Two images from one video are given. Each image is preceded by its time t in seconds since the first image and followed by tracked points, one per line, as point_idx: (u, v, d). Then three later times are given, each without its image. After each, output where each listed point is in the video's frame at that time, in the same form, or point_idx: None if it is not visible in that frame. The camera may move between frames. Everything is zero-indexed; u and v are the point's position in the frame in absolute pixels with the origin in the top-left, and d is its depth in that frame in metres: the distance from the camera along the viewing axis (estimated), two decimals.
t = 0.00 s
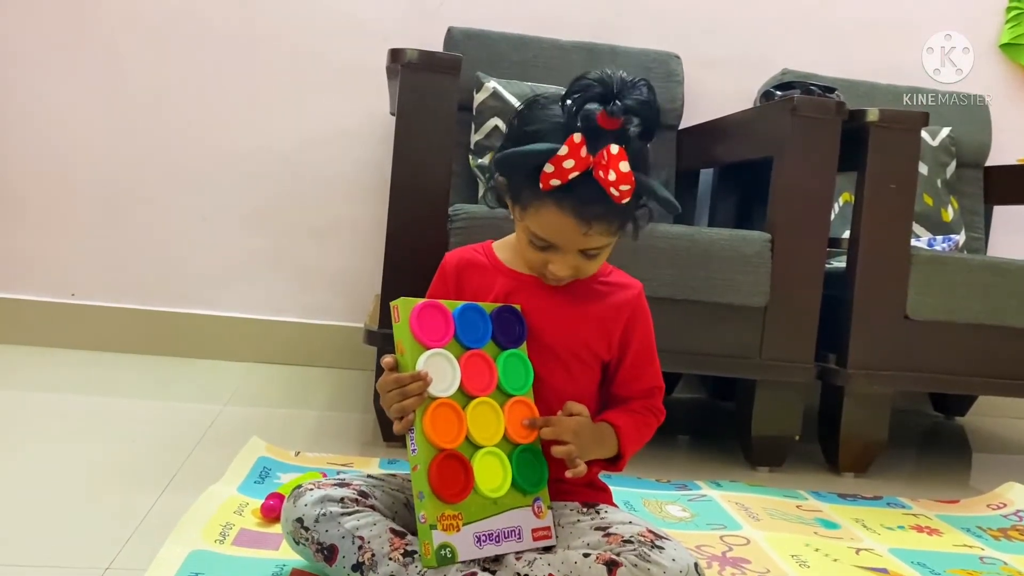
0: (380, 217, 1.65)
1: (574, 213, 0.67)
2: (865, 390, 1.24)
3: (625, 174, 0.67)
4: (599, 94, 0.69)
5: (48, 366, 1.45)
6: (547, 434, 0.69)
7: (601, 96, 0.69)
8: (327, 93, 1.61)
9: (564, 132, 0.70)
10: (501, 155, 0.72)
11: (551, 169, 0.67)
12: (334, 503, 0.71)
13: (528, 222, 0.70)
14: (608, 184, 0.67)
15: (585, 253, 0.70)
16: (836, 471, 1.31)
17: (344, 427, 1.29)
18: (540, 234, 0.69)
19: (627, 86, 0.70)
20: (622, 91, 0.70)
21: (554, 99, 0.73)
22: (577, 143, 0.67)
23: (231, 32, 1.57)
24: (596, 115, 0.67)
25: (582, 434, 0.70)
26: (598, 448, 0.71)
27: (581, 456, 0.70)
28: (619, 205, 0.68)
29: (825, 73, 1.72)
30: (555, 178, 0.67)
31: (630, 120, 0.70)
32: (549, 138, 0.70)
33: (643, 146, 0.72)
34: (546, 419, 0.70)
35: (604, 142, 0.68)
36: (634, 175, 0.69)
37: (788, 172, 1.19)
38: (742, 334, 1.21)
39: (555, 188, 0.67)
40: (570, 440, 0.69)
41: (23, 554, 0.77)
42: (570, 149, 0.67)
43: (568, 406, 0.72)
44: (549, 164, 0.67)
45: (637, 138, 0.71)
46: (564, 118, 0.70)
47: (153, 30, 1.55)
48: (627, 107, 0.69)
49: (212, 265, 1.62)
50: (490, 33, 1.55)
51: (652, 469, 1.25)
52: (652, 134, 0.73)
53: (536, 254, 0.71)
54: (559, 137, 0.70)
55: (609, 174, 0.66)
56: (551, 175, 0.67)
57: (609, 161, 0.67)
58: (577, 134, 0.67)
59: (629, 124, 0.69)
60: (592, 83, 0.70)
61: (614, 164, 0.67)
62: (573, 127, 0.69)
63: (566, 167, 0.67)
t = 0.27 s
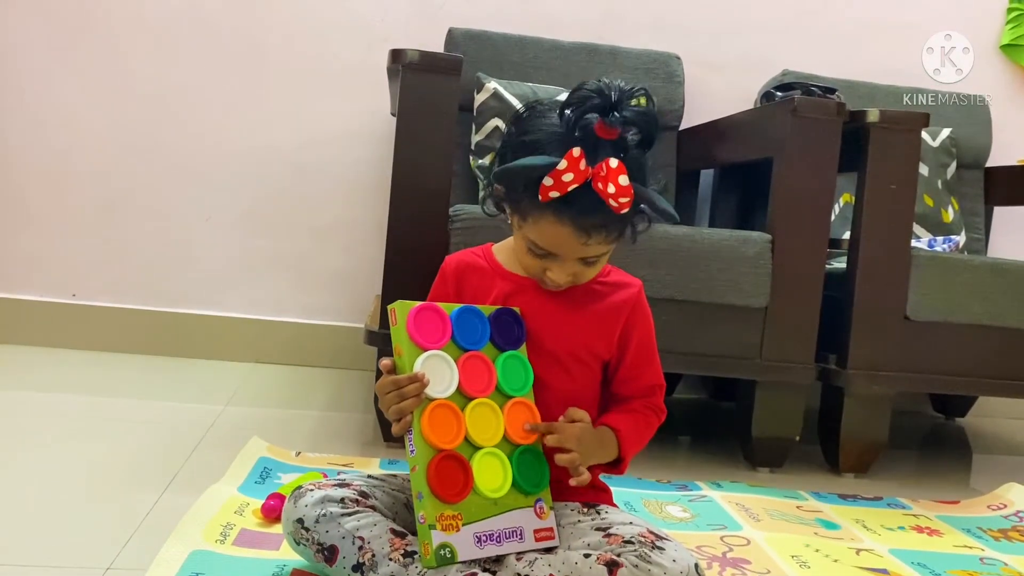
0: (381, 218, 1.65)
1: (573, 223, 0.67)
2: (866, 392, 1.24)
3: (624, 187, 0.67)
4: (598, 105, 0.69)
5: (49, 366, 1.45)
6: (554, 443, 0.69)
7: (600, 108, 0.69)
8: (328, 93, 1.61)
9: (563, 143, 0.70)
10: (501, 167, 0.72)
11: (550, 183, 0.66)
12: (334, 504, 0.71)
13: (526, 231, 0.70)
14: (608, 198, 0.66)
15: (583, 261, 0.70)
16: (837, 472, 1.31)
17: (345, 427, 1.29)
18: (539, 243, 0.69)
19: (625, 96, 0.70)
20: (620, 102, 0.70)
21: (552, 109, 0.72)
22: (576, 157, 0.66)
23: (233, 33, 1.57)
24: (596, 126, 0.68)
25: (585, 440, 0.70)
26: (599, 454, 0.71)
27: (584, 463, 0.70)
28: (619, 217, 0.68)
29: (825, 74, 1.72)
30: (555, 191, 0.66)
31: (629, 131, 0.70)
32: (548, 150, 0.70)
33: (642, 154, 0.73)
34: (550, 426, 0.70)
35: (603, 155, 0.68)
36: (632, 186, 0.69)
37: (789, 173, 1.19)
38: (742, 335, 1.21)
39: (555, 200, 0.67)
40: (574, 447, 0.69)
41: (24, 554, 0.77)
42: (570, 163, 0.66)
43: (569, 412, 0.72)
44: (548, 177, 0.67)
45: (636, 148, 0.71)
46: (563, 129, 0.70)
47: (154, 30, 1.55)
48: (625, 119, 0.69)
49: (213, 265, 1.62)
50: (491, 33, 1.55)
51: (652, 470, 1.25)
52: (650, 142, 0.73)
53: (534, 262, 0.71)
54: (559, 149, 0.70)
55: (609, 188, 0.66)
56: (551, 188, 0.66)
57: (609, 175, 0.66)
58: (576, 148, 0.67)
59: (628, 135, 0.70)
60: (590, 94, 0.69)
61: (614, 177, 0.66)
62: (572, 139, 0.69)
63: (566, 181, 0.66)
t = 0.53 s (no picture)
0: (381, 218, 1.65)
1: (573, 217, 0.67)
2: (866, 392, 1.24)
3: (626, 181, 0.67)
4: (599, 101, 0.69)
5: (50, 367, 1.45)
6: (570, 457, 0.68)
7: (600, 104, 0.69)
8: (328, 94, 1.62)
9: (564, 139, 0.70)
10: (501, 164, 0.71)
11: (552, 177, 0.67)
12: (335, 503, 0.71)
13: (527, 228, 0.70)
14: (609, 191, 0.66)
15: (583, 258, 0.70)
16: (837, 473, 1.31)
17: (345, 428, 1.29)
18: (540, 239, 0.69)
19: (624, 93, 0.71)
20: (620, 98, 0.70)
21: (552, 107, 0.73)
22: (578, 152, 0.66)
23: (233, 33, 1.57)
24: (596, 123, 0.68)
25: (596, 448, 0.71)
26: (608, 460, 0.72)
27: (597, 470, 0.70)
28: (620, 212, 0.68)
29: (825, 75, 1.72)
30: (557, 186, 0.67)
31: (629, 128, 0.71)
32: (548, 145, 0.70)
33: (641, 152, 0.73)
34: (562, 439, 0.70)
35: (604, 151, 0.68)
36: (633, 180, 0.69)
37: (789, 173, 1.19)
38: (742, 335, 1.21)
39: (557, 195, 0.67)
40: (587, 458, 0.69)
41: (25, 554, 0.77)
42: (571, 157, 0.66)
43: (574, 423, 0.71)
44: (550, 172, 0.67)
45: (635, 144, 0.72)
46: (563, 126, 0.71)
47: (155, 31, 1.55)
48: (626, 115, 0.70)
49: (214, 266, 1.62)
50: (491, 34, 1.55)
51: (652, 470, 1.25)
52: (649, 141, 0.74)
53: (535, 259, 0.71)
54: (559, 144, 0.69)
55: (610, 183, 0.66)
56: (553, 183, 0.67)
57: (611, 170, 0.66)
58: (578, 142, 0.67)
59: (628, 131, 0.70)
60: (591, 91, 0.70)
61: (616, 172, 0.66)
62: (573, 135, 0.69)
63: (568, 176, 0.66)
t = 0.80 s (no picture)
0: (382, 218, 1.65)
1: (580, 194, 0.68)
2: (866, 393, 1.24)
3: (640, 163, 0.67)
4: (623, 86, 0.69)
5: (50, 367, 1.45)
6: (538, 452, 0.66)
7: (624, 89, 0.69)
8: (329, 94, 1.62)
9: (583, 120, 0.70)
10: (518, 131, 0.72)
11: (569, 150, 0.68)
12: (336, 503, 0.71)
13: (531, 206, 0.70)
14: (622, 172, 0.67)
15: (583, 243, 0.69)
16: (837, 473, 1.31)
17: (345, 428, 1.29)
18: (543, 217, 0.69)
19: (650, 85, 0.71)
20: (646, 88, 0.70)
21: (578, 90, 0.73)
22: (598, 125, 0.67)
23: (233, 34, 1.57)
24: (617, 109, 0.68)
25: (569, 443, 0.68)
26: (585, 455, 0.69)
27: (572, 458, 0.68)
28: (629, 197, 0.68)
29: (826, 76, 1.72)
30: (571, 159, 0.67)
31: (649, 119, 0.70)
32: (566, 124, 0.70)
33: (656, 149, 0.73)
34: (527, 434, 0.67)
35: (623, 134, 0.68)
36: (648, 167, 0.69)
37: (790, 174, 1.19)
38: (743, 335, 1.21)
39: (570, 169, 0.68)
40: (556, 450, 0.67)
41: (24, 555, 0.77)
42: (591, 130, 0.67)
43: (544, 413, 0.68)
44: (567, 144, 0.68)
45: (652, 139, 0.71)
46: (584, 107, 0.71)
47: (155, 31, 1.55)
48: (648, 105, 0.70)
49: (214, 266, 1.62)
50: (492, 34, 1.55)
51: (653, 471, 1.25)
52: (666, 140, 0.74)
53: (535, 240, 0.70)
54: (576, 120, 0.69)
55: (624, 164, 0.67)
56: (568, 155, 0.68)
57: (627, 150, 0.67)
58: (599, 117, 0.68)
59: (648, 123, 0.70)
60: (616, 76, 0.70)
61: (631, 153, 0.67)
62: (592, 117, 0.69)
63: (584, 149, 0.67)
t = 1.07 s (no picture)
0: (382, 219, 1.66)
1: (583, 180, 0.68)
2: (867, 394, 1.24)
3: (645, 152, 0.67)
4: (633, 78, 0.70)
5: (50, 367, 1.45)
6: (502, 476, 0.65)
7: (633, 82, 0.70)
8: (329, 95, 1.62)
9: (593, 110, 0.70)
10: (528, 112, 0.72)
11: (575, 135, 0.68)
12: (336, 504, 0.71)
13: (534, 192, 0.70)
14: (625, 161, 0.67)
15: (582, 235, 0.69)
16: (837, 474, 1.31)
17: (345, 429, 1.29)
18: (544, 202, 0.69)
19: (660, 81, 0.72)
20: (656, 83, 0.71)
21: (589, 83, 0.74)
22: (606, 111, 0.67)
23: (234, 34, 1.57)
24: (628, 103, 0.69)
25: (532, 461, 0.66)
26: (557, 468, 0.68)
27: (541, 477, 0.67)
28: (633, 188, 0.68)
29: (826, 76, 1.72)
30: (576, 144, 0.68)
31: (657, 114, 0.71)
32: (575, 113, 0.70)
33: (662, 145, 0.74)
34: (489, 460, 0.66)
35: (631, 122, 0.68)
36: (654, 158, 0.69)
37: (790, 175, 1.19)
38: (743, 336, 1.21)
39: (576, 155, 0.68)
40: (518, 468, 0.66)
41: (24, 555, 0.77)
42: (598, 115, 0.67)
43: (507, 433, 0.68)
44: (574, 128, 0.68)
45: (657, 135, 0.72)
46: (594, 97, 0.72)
47: (156, 32, 1.55)
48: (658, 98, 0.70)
49: (214, 266, 1.62)
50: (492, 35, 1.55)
51: (653, 472, 1.24)
52: (672, 137, 0.74)
53: (535, 228, 0.70)
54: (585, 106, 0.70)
55: (629, 151, 0.67)
56: (573, 140, 0.68)
57: (633, 138, 0.67)
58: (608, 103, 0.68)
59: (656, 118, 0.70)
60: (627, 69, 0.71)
61: (637, 141, 0.67)
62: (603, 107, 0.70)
63: (590, 134, 0.67)
